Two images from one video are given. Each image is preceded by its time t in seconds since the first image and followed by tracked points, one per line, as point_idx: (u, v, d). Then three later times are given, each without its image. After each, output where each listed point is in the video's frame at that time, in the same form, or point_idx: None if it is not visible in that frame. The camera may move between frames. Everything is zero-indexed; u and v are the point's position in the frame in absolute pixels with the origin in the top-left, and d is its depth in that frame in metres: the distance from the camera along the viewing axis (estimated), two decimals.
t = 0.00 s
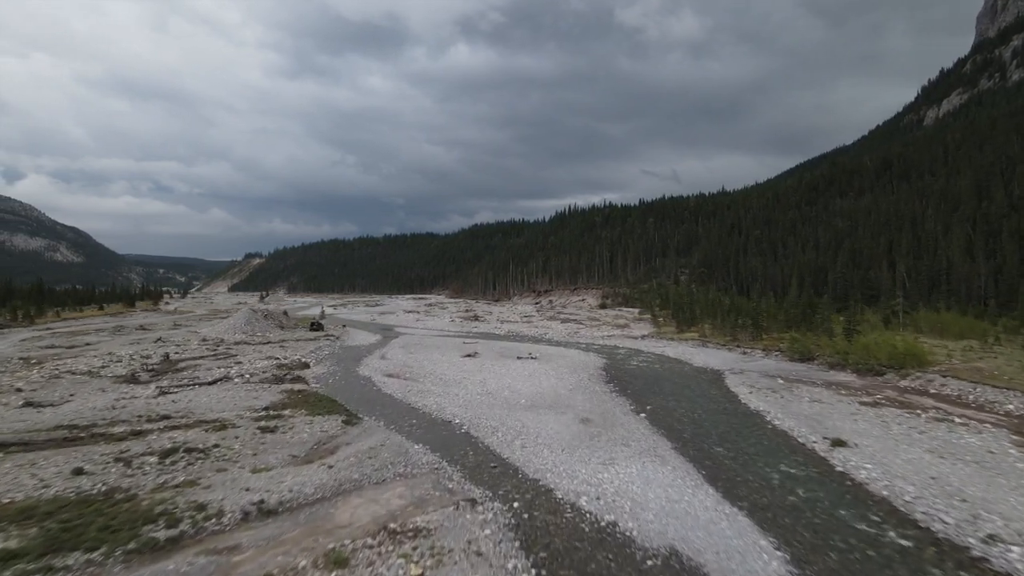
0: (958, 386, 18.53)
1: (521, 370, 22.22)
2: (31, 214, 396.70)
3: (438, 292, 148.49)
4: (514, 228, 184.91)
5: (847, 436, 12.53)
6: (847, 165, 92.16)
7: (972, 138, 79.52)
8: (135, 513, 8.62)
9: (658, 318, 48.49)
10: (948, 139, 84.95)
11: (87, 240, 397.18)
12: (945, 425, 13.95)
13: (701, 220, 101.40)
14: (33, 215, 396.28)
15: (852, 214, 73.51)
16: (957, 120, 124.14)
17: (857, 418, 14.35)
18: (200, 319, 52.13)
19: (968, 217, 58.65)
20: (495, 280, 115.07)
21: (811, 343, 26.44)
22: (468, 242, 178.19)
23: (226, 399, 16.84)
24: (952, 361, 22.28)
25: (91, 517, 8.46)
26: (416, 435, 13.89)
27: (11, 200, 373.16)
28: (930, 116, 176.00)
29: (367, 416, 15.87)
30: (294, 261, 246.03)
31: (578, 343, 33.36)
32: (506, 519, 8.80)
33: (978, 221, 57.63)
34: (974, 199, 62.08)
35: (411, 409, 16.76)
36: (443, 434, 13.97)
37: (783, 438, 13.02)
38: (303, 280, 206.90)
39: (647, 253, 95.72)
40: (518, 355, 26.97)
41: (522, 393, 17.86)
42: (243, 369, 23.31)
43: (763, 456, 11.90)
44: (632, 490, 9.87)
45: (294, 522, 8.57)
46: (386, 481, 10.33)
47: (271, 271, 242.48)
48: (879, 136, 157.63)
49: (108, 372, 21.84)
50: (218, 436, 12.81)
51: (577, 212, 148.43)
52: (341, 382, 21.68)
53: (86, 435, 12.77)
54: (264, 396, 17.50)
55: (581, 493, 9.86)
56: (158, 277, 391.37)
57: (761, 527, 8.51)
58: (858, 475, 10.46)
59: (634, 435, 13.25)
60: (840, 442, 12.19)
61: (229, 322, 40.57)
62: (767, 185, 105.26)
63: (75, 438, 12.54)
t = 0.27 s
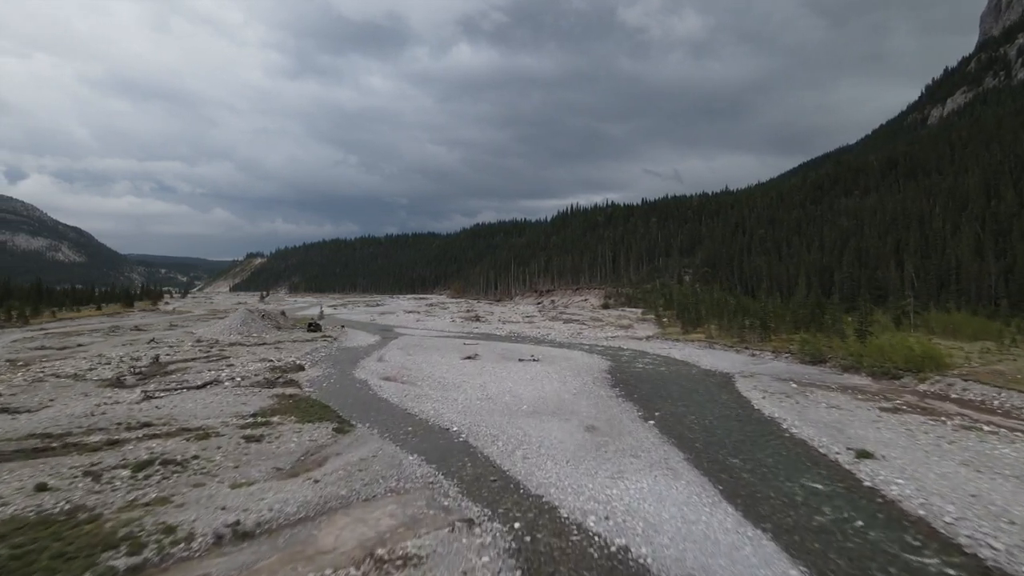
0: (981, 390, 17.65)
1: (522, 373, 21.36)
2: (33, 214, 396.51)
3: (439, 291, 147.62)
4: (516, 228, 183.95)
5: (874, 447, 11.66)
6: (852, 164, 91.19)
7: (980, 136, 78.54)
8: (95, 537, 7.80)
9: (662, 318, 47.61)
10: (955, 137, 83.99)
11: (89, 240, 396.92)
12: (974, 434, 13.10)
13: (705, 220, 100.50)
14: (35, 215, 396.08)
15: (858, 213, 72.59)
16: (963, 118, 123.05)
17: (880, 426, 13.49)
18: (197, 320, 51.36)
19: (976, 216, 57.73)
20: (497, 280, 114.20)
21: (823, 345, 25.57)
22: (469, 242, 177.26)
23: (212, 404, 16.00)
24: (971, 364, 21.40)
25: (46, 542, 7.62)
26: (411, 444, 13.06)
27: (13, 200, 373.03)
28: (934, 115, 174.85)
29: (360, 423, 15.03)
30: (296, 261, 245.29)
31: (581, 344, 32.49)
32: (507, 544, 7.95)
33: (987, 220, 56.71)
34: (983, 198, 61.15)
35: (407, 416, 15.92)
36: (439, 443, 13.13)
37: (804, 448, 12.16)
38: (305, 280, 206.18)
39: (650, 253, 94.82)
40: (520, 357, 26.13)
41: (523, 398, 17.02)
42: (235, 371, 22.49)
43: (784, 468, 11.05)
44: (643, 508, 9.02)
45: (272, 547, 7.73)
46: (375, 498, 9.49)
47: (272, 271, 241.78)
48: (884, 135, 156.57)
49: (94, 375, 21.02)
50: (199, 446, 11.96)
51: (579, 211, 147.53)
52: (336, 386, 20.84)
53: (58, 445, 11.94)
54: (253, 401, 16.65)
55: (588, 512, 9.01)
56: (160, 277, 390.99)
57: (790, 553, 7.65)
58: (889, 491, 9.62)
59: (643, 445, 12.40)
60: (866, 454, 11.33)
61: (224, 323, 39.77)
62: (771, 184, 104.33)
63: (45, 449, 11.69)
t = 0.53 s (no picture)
0: (1006, 395, 16.78)
1: (524, 377, 20.50)
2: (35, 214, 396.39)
3: (441, 291, 146.83)
4: (518, 228, 183.07)
5: (904, 461, 10.79)
6: (858, 162, 90.23)
7: (988, 134, 77.52)
8: (46, 566, 6.97)
9: (666, 318, 46.71)
10: (962, 135, 82.97)
11: (90, 240, 396.77)
12: (1011, 444, 12.19)
13: (708, 219, 99.57)
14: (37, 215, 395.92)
15: (863, 212, 71.67)
16: (969, 117, 121.95)
17: (907, 435, 12.63)
18: (194, 320, 50.61)
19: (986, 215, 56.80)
20: (499, 280, 113.38)
21: (835, 347, 24.70)
22: (471, 242, 176.39)
23: (198, 411, 15.17)
24: (993, 367, 20.49)
25: None
26: (405, 455, 12.22)
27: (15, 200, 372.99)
28: (939, 114, 173.69)
29: (352, 431, 14.19)
30: (297, 261, 244.63)
31: (584, 346, 31.64)
32: None
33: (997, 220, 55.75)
34: (992, 197, 60.17)
35: (402, 423, 15.08)
36: (435, 455, 12.27)
37: (829, 461, 11.29)
38: (306, 280, 205.49)
39: (653, 253, 93.98)
40: (521, 360, 25.27)
41: (525, 404, 16.17)
42: (227, 374, 21.66)
43: (808, 484, 10.19)
44: (658, 531, 8.18)
45: None
46: (362, 519, 8.66)
47: (273, 271, 241.15)
48: (888, 134, 155.46)
49: (78, 378, 20.20)
50: (176, 459, 11.11)
51: (581, 211, 146.62)
52: (330, 389, 19.99)
53: (25, 457, 11.11)
54: (241, 407, 15.83)
55: (597, 535, 8.18)
56: (162, 277, 391.10)
57: None
58: (927, 512, 8.77)
59: (654, 457, 11.55)
60: (897, 468, 10.47)
61: (220, 323, 38.97)
62: (775, 183, 103.39)
63: (10, 462, 10.82)
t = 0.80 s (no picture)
0: None
1: (526, 381, 19.66)
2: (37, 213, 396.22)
3: (443, 291, 146.06)
4: (520, 227, 182.22)
5: (939, 475, 9.96)
6: (864, 161, 89.28)
7: (996, 132, 76.56)
8: None
9: (671, 319, 45.86)
10: (969, 133, 82.03)
11: (92, 239, 396.54)
12: None
13: (712, 219, 98.66)
14: (39, 215, 395.74)
15: (870, 211, 70.76)
16: (974, 116, 120.98)
17: (937, 447, 11.76)
18: (191, 321, 49.84)
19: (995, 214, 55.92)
20: (500, 280, 112.55)
21: (849, 349, 23.84)
22: (473, 242, 175.62)
23: (181, 419, 14.34)
24: (1015, 371, 19.63)
25: None
26: (398, 467, 11.40)
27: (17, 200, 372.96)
28: (943, 113, 172.64)
29: (344, 440, 13.38)
30: (298, 261, 244.00)
31: (588, 347, 30.83)
32: None
33: (1007, 218, 54.85)
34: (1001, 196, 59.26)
35: (397, 431, 14.27)
36: (431, 467, 11.45)
37: (855, 475, 10.47)
38: (307, 279, 204.84)
39: (656, 252, 93.10)
40: (524, 362, 24.42)
41: (526, 411, 15.34)
42: (217, 378, 20.84)
43: (837, 502, 9.35)
44: (675, 559, 7.34)
45: None
46: (347, 544, 7.82)
47: (275, 270, 240.53)
48: (893, 133, 154.43)
49: (62, 383, 19.39)
50: (151, 472, 10.31)
51: (584, 210, 145.79)
52: (324, 394, 19.16)
53: None
54: (228, 414, 15.00)
55: (607, 564, 7.33)
56: (164, 276, 390.87)
57: None
58: (972, 536, 7.93)
59: (667, 470, 10.72)
60: (931, 484, 9.64)
61: (215, 324, 38.16)
62: (779, 181, 102.45)
63: None
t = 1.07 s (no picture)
0: None
1: (529, 386, 18.79)
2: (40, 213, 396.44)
3: (445, 292, 145.25)
4: (523, 227, 181.41)
5: (981, 494, 9.10)
6: (870, 159, 88.28)
7: (1005, 130, 75.52)
8: None
9: (676, 320, 44.99)
10: (978, 131, 80.99)
11: (94, 239, 396.61)
12: None
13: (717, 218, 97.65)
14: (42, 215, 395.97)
15: (877, 210, 69.79)
16: (981, 114, 119.82)
17: (973, 460, 10.90)
18: (188, 322, 49.02)
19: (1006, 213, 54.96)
20: (503, 280, 111.75)
21: (864, 351, 22.94)
22: (476, 242, 174.85)
23: (164, 427, 13.54)
24: None
25: None
26: (392, 481, 10.57)
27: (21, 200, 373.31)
28: (949, 111, 171.41)
29: (335, 449, 12.56)
30: (301, 261, 243.40)
31: (592, 349, 29.98)
32: None
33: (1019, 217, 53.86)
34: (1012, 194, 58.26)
35: (392, 439, 13.44)
36: (427, 481, 10.63)
37: (887, 492, 9.62)
38: (310, 280, 204.29)
39: (660, 252, 92.23)
40: (527, 366, 23.53)
41: (529, 419, 14.51)
42: (207, 382, 20.01)
43: (871, 523, 8.50)
44: None
45: None
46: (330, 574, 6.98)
47: (277, 270, 240.05)
48: (898, 132, 153.27)
49: (45, 387, 18.61)
50: (122, 488, 9.50)
51: (587, 210, 144.96)
52: (318, 399, 18.30)
53: None
54: (214, 421, 14.19)
55: None
56: (167, 276, 390.88)
57: None
58: None
59: (681, 486, 9.89)
60: (974, 504, 8.79)
61: (211, 325, 37.36)
62: (784, 180, 101.43)
63: None
